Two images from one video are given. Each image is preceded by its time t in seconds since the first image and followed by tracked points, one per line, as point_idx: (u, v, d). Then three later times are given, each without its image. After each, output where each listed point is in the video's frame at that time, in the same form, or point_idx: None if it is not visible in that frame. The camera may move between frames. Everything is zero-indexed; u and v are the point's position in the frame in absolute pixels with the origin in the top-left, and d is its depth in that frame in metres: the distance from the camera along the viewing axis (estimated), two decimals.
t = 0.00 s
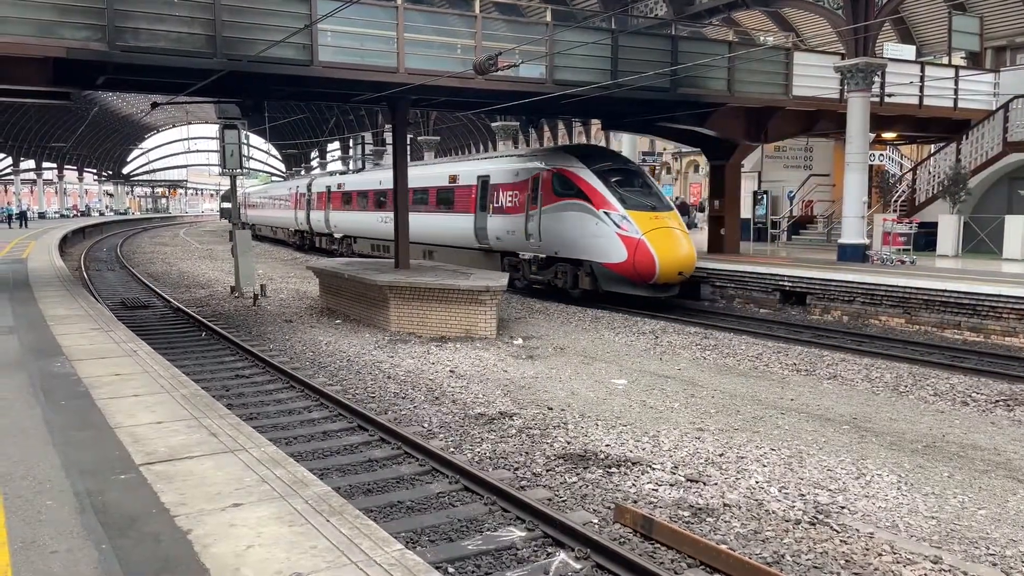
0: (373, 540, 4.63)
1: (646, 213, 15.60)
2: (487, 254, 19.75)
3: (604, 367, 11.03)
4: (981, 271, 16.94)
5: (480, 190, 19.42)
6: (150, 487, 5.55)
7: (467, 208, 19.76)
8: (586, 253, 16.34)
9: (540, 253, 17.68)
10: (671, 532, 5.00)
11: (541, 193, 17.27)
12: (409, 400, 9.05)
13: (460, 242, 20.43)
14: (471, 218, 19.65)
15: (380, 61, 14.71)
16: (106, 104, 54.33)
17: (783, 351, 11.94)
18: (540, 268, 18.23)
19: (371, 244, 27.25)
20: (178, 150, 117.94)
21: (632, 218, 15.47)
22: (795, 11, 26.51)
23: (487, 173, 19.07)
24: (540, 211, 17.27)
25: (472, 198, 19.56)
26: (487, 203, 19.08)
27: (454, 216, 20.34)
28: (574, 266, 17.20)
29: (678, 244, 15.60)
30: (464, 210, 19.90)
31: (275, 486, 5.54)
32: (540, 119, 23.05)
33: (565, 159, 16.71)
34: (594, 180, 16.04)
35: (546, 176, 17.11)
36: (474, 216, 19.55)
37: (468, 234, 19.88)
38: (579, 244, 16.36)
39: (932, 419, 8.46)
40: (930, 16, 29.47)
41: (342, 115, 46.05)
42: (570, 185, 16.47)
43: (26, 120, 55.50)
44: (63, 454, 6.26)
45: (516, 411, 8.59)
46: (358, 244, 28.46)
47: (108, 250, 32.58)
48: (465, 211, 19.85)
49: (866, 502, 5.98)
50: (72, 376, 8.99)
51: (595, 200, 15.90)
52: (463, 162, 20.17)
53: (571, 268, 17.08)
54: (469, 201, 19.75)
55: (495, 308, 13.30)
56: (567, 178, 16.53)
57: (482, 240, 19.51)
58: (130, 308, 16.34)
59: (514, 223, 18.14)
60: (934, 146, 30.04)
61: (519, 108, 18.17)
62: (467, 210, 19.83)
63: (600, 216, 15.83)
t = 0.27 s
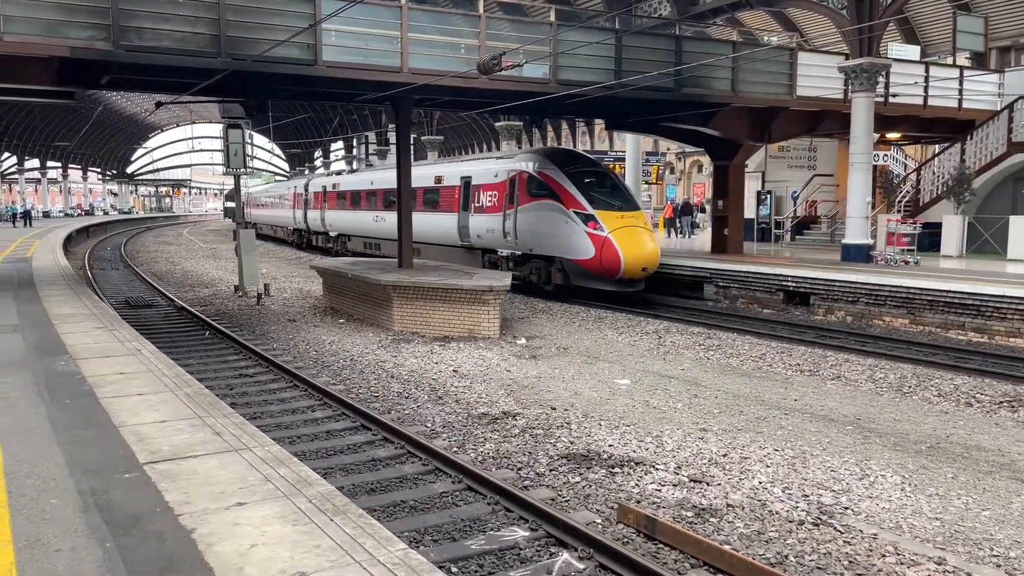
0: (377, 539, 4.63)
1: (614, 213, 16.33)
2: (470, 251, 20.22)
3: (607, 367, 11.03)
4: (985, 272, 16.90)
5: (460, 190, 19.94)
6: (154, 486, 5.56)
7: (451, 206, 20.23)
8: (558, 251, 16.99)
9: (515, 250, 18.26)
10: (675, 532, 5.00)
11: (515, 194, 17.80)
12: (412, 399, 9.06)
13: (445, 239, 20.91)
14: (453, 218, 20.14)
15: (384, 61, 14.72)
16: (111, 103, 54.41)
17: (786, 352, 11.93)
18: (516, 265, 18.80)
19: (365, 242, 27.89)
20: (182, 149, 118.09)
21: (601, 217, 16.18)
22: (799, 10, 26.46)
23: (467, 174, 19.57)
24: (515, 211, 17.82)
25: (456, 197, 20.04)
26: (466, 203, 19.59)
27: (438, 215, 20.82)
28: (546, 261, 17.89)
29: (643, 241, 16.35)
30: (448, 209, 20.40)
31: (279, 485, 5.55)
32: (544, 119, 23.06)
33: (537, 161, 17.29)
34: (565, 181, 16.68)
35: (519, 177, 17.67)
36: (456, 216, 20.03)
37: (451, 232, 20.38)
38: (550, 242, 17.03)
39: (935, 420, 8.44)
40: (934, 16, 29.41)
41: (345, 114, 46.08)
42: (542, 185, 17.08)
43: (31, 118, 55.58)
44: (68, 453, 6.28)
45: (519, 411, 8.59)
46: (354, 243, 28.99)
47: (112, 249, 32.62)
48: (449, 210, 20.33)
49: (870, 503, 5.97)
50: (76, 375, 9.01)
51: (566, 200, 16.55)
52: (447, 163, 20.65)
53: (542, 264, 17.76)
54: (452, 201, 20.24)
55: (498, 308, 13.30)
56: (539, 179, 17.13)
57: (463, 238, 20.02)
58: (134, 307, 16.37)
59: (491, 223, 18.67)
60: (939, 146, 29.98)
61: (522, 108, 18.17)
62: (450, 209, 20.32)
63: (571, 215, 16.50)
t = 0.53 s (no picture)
0: (380, 539, 4.63)
1: (585, 213, 17.03)
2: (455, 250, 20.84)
3: (611, 367, 11.03)
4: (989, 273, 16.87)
5: (446, 191, 20.67)
6: (158, 485, 5.57)
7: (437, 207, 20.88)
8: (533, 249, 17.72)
9: (495, 248, 18.97)
10: (677, 532, 5.00)
11: (494, 194, 18.51)
12: (415, 399, 9.06)
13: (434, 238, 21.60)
14: (439, 217, 20.81)
15: (387, 61, 14.74)
16: (116, 102, 54.56)
17: (790, 352, 11.92)
18: (497, 263, 19.50)
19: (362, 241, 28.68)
20: (186, 149, 118.30)
21: (572, 217, 16.89)
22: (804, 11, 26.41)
23: (452, 175, 20.26)
24: (494, 211, 18.52)
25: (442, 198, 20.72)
26: (451, 203, 20.27)
27: (427, 214, 21.50)
28: (524, 258, 18.66)
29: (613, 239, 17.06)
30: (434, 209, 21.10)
31: (283, 484, 5.56)
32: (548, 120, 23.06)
33: (513, 163, 18.01)
34: (539, 182, 17.39)
35: (498, 178, 18.38)
36: (442, 215, 20.71)
37: (437, 231, 21.06)
38: (525, 240, 17.76)
39: (940, 421, 8.43)
40: (939, 16, 29.35)
41: (349, 114, 46.15)
42: (518, 186, 17.80)
43: (36, 118, 55.72)
44: (73, 451, 6.30)
45: (522, 411, 8.59)
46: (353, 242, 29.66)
47: (116, 248, 32.71)
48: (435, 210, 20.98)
49: (873, 503, 5.97)
50: (81, 374, 9.04)
51: (540, 200, 17.26)
52: (435, 165, 21.31)
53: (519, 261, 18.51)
54: (439, 201, 20.92)
55: (501, 308, 13.31)
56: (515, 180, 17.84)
57: (448, 237, 20.69)
58: (138, 306, 16.42)
59: (473, 222, 19.34)
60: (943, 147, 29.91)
61: (526, 108, 18.18)
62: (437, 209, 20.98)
63: (544, 215, 17.22)
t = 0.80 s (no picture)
0: (384, 538, 4.63)
1: (561, 213, 17.79)
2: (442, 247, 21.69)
3: (613, 367, 11.02)
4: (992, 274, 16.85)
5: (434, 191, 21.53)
6: (161, 484, 5.58)
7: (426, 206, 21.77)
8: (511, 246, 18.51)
9: (477, 246, 19.76)
10: (680, 533, 5.00)
11: (477, 194, 19.30)
12: (418, 399, 9.07)
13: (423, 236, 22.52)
14: (427, 216, 21.67)
15: (391, 60, 14.74)
16: (120, 102, 54.64)
17: (794, 353, 11.90)
18: (479, 260, 20.30)
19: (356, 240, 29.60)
20: (190, 148, 118.45)
21: (547, 216, 17.65)
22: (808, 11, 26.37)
23: (439, 175, 21.09)
24: (476, 210, 19.32)
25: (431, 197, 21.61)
26: (439, 202, 21.08)
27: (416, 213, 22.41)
28: (504, 256, 19.48)
29: (587, 237, 17.87)
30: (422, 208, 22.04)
31: (287, 483, 5.56)
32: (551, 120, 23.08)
33: (495, 165, 18.80)
34: (518, 183, 18.15)
35: (480, 179, 19.17)
36: (429, 215, 21.59)
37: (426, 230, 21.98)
38: (504, 238, 18.55)
39: (943, 422, 8.41)
40: (943, 17, 29.30)
41: (352, 114, 46.19)
42: (499, 186, 18.58)
43: (40, 117, 55.79)
44: (76, 450, 6.32)
45: (525, 411, 8.59)
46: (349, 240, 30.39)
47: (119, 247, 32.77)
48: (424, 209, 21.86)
49: (877, 504, 5.96)
50: (84, 372, 9.06)
51: (518, 201, 18.04)
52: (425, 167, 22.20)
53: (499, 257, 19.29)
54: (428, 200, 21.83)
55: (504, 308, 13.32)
56: (497, 181, 18.62)
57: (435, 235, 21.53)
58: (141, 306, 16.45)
59: (457, 221, 20.15)
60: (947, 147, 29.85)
61: (529, 108, 18.19)
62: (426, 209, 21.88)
63: (521, 214, 17.99)
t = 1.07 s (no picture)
0: (387, 537, 4.64)
1: (539, 212, 18.10)
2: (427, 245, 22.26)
3: (616, 368, 11.02)
4: (996, 275, 16.81)
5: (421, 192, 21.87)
6: (165, 483, 5.59)
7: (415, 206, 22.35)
8: (491, 244, 18.85)
9: (460, 245, 20.10)
10: (682, 534, 5.00)
11: (460, 195, 19.66)
12: (420, 399, 9.07)
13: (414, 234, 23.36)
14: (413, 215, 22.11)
15: (394, 60, 14.76)
16: (123, 101, 54.70)
17: (797, 354, 11.89)
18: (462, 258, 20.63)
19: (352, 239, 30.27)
20: (193, 148, 118.62)
21: (525, 215, 17.97)
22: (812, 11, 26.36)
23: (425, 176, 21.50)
24: (459, 210, 19.67)
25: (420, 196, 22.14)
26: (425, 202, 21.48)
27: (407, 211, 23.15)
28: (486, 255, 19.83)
29: (563, 236, 18.19)
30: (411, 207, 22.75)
31: (290, 482, 5.57)
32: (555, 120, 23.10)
33: (477, 166, 19.16)
34: (499, 183, 18.50)
35: (463, 180, 19.53)
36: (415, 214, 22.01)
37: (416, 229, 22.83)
38: (484, 238, 18.91)
39: (947, 423, 8.40)
40: (947, 18, 29.26)
41: (355, 114, 46.18)
42: (481, 187, 18.94)
43: (44, 116, 55.87)
44: (79, 449, 6.33)
45: (528, 411, 8.59)
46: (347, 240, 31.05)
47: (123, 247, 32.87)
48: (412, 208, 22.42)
49: (880, 505, 5.95)
50: (87, 372, 9.07)
51: (498, 201, 18.38)
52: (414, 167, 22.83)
53: (481, 255, 19.61)
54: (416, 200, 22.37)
55: (507, 308, 13.32)
56: (479, 182, 18.98)
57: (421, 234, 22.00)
58: (144, 305, 16.47)
59: (441, 220, 20.50)
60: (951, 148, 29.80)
61: (532, 108, 18.19)
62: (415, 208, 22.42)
63: (501, 214, 18.33)
